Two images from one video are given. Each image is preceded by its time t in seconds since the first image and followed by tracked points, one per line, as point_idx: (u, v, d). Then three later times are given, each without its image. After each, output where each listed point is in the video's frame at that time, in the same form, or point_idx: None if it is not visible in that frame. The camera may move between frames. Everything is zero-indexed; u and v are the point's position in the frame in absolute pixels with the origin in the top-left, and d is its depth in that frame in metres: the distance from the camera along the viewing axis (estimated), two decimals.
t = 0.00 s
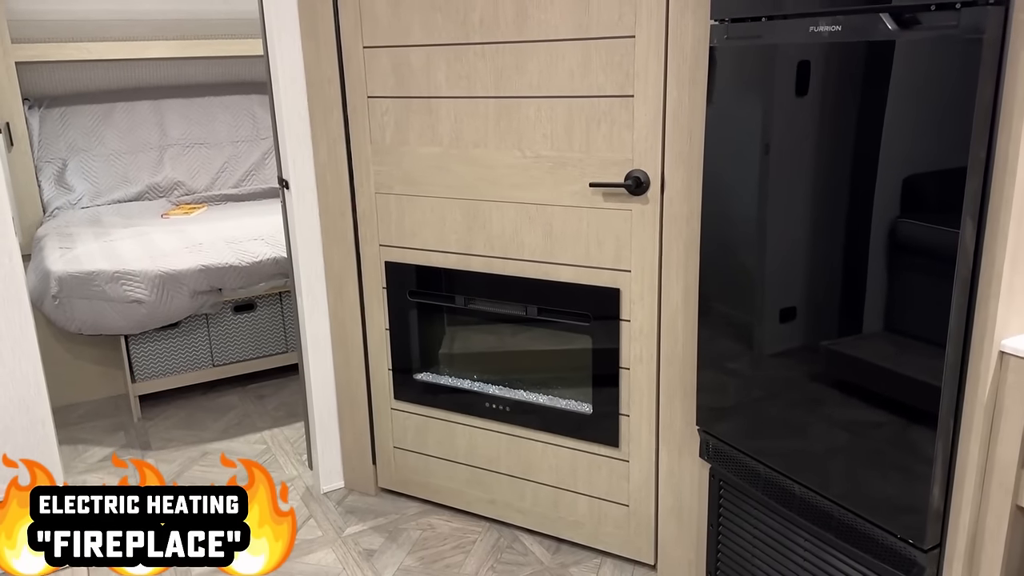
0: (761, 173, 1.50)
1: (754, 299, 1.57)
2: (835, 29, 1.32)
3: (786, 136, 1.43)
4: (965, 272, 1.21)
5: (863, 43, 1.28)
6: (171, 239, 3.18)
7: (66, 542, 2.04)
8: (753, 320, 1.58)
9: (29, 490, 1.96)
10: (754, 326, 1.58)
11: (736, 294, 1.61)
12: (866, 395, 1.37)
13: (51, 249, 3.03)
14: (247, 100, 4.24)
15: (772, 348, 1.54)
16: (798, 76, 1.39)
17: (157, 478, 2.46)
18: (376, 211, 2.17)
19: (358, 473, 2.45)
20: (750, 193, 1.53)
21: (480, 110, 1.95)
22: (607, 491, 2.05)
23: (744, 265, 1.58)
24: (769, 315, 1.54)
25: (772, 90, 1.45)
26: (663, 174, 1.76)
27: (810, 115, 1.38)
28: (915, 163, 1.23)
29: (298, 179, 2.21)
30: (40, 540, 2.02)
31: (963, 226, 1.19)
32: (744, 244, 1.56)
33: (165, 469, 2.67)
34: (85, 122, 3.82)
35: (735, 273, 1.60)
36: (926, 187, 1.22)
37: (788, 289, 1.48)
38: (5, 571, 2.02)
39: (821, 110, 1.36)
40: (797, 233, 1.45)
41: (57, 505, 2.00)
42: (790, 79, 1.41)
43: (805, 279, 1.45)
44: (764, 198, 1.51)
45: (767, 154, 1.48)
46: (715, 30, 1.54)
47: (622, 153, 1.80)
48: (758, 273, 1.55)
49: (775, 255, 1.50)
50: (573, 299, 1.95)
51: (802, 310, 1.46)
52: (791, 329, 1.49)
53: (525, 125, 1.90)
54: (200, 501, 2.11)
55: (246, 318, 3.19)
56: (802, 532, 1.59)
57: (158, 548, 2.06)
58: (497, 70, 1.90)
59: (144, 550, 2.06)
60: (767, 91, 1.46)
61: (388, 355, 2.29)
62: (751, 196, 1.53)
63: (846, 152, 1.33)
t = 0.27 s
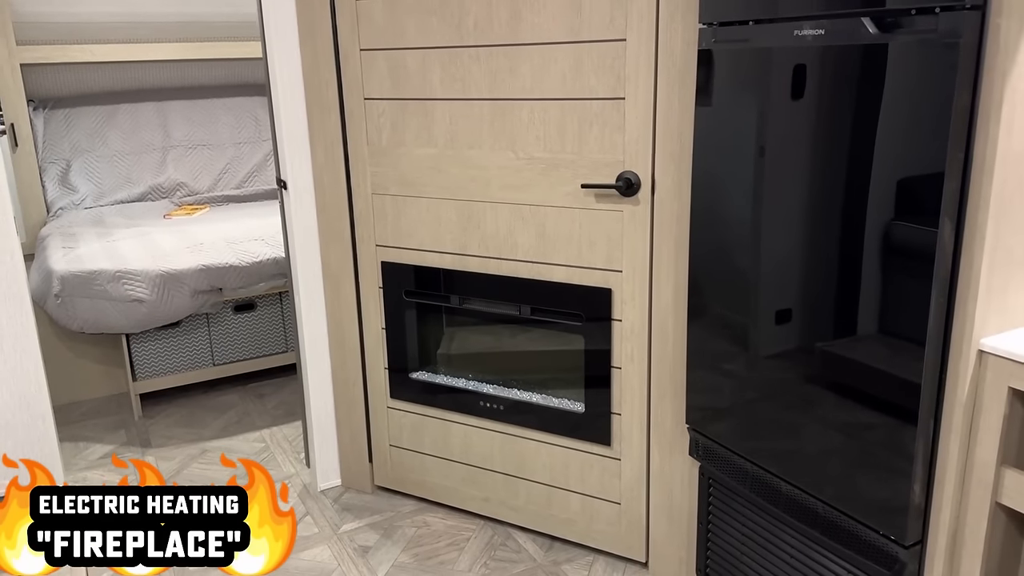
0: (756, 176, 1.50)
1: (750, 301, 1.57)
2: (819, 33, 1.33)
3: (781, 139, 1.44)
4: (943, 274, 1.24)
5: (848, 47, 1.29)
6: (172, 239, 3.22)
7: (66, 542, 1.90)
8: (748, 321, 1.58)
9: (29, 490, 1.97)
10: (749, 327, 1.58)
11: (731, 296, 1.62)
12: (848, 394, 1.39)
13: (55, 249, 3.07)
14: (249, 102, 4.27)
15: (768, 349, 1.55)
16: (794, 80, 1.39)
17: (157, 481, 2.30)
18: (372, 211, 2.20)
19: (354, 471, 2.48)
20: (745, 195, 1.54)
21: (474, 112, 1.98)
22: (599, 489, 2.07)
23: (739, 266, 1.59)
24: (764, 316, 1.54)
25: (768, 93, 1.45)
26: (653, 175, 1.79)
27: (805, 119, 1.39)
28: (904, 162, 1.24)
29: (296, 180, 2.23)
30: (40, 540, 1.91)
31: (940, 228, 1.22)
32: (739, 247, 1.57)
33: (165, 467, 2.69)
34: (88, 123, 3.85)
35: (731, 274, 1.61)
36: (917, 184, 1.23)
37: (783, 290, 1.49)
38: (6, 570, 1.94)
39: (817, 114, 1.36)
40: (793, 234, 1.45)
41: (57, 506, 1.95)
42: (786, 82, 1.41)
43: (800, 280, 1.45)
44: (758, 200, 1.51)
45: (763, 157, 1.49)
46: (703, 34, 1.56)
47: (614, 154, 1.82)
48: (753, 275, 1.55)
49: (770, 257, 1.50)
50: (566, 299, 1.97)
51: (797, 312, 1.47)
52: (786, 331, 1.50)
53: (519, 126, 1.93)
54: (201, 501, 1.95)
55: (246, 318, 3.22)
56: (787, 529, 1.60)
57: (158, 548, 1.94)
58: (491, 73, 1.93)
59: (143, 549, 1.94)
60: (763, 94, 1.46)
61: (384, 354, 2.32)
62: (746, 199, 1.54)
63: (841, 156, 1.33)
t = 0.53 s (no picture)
0: (750, 179, 1.50)
1: (744, 302, 1.57)
2: (801, 37, 1.35)
3: (775, 143, 1.44)
4: (921, 274, 1.26)
5: (831, 51, 1.30)
6: (173, 241, 3.25)
7: (66, 542, 1.87)
8: (745, 324, 1.58)
9: (29, 491, 1.99)
10: (744, 330, 1.58)
11: (726, 297, 1.62)
12: (830, 391, 1.41)
13: (57, 251, 3.11)
14: (251, 105, 4.31)
15: (763, 350, 1.54)
16: (789, 83, 1.39)
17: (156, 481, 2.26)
18: (369, 213, 2.23)
19: (351, 470, 2.50)
20: (739, 198, 1.54)
21: (469, 115, 2.01)
22: (592, 487, 2.09)
23: (735, 269, 1.58)
24: (759, 318, 1.54)
25: (762, 96, 1.45)
26: (644, 177, 1.81)
27: (799, 122, 1.38)
28: (889, 167, 1.25)
29: (294, 182, 2.26)
30: (40, 540, 1.88)
31: (918, 230, 1.24)
32: (734, 249, 1.57)
33: (164, 466, 2.72)
34: (92, 127, 3.88)
35: (726, 276, 1.60)
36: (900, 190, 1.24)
37: (778, 293, 1.48)
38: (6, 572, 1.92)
39: (813, 118, 1.35)
40: (787, 237, 1.44)
41: (56, 506, 1.96)
42: (780, 85, 1.41)
43: (795, 282, 1.45)
44: (753, 203, 1.51)
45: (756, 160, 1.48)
46: (690, 38, 1.57)
47: (605, 156, 1.85)
48: (748, 276, 1.55)
49: (764, 260, 1.50)
50: (558, 299, 2.00)
51: (791, 314, 1.46)
52: (780, 333, 1.49)
53: (512, 129, 1.96)
54: (201, 501, 1.93)
55: (247, 319, 3.25)
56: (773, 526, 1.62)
57: (159, 548, 1.89)
58: (484, 76, 1.96)
59: (144, 550, 1.89)
60: (757, 97, 1.46)
61: (380, 354, 2.35)
62: (741, 202, 1.54)
63: (834, 159, 1.33)
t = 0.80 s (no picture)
0: (745, 185, 1.51)
1: (739, 307, 1.57)
2: (783, 46, 1.38)
3: (769, 149, 1.44)
4: (898, 278, 1.29)
5: (812, 59, 1.33)
6: (176, 246, 3.30)
7: (66, 542, 1.90)
8: (740, 329, 1.58)
9: (29, 490, 1.97)
10: (740, 335, 1.58)
11: (721, 302, 1.62)
12: (817, 393, 1.43)
13: (62, 256, 3.15)
14: (254, 112, 4.37)
15: (758, 355, 1.55)
16: (785, 90, 1.38)
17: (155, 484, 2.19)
18: (366, 218, 2.27)
19: (349, 472, 2.54)
20: (735, 205, 1.54)
21: (463, 122, 2.04)
22: (585, 488, 2.12)
23: (731, 274, 1.58)
24: (755, 323, 1.54)
25: (757, 104, 1.45)
26: (634, 182, 1.85)
27: (795, 129, 1.38)
28: (870, 174, 1.28)
29: (293, 187, 2.31)
30: (40, 540, 1.91)
31: (895, 235, 1.27)
32: (729, 255, 1.57)
33: (166, 468, 2.76)
34: (96, 133, 3.94)
35: (721, 282, 1.61)
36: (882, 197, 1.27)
37: (773, 298, 1.49)
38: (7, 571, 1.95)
39: (807, 125, 1.36)
40: (783, 242, 1.45)
41: (56, 507, 1.96)
42: (774, 92, 1.41)
43: (791, 287, 1.45)
44: (747, 209, 1.52)
45: (751, 167, 1.49)
46: (677, 47, 1.60)
47: (596, 162, 1.89)
48: (743, 282, 1.55)
49: (759, 266, 1.51)
50: (551, 302, 2.03)
51: (786, 319, 1.47)
52: (775, 338, 1.50)
53: (506, 135, 1.99)
54: (201, 501, 1.95)
55: (248, 323, 3.29)
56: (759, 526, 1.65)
57: (159, 548, 1.93)
58: (479, 84, 1.99)
59: (144, 550, 1.92)
60: (752, 104, 1.46)
61: (378, 357, 2.38)
62: (736, 208, 1.54)
63: (825, 171, 1.34)
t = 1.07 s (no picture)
0: (745, 194, 1.52)
1: (739, 315, 1.58)
2: (773, 59, 1.41)
3: (767, 159, 1.45)
4: (883, 286, 1.32)
5: (799, 71, 1.36)
6: (183, 252, 3.35)
7: (66, 542, 1.78)
8: (741, 337, 1.59)
9: (29, 490, 1.82)
10: (739, 342, 1.59)
11: (721, 310, 1.63)
12: (815, 402, 1.45)
13: (70, 262, 3.20)
14: (261, 121, 4.42)
15: (758, 363, 1.55)
16: (784, 100, 1.39)
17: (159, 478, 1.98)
18: (369, 226, 2.31)
19: (351, 476, 2.57)
20: (734, 214, 1.55)
21: (464, 131, 2.09)
22: (582, 492, 2.15)
23: (730, 282, 1.59)
24: (755, 332, 1.55)
25: (756, 115, 1.46)
26: (630, 191, 1.88)
27: (794, 139, 1.39)
28: (857, 183, 1.30)
29: (298, 195, 2.35)
30: (40, 540, 1.79)
31: (880, 244, 1.31)
32: (729, 263, 1.58)
33: (170, 471, 2.80)
34: (106, 142, 4.01)
35: (721, 289, 1.61)
36: (871, 206, 1.30)
37: (772, 307, 1.49)
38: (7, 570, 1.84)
39: (806, 135, 1.36)
40: (781, 252, 1.45)
41: (57, 506, 1.80)
42: (773, 103, 1.42)
43: (790, 296, 1.45)
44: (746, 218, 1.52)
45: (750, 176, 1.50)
46: (671, 59, 1.63)
47: (593, 171, 1.93)
48: (742, 291, 1.56)
49: (758, 275, 1.51)
50: (550, 308, 2.07)
51: (785, 327, 1.47)
52: (775, 346, 1.50)
53: (505, 145, 2.04)
54: (201, 501, 1.80)
55: (253, 329, 3.33)
56: (750, 528, 1.67)
57: (159, 548, 1.79)
58: (479, 95, 2.04)
59: (144, 550, 1.79)
60: (750, 115, 1.47)
61: (379, 362, 2.42)
62: (735, 217, 1.55)
63: (822, 182, 1.35)
